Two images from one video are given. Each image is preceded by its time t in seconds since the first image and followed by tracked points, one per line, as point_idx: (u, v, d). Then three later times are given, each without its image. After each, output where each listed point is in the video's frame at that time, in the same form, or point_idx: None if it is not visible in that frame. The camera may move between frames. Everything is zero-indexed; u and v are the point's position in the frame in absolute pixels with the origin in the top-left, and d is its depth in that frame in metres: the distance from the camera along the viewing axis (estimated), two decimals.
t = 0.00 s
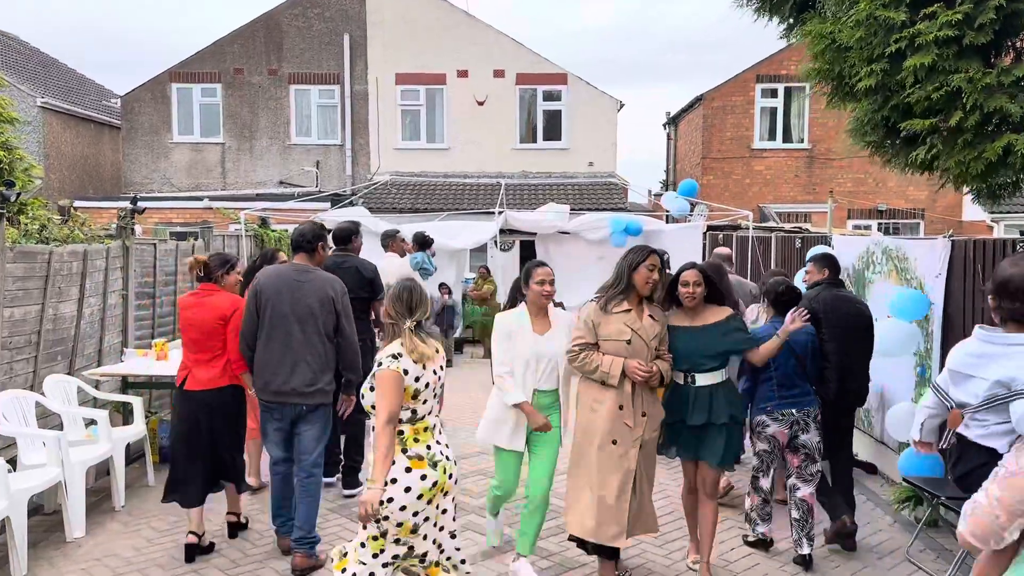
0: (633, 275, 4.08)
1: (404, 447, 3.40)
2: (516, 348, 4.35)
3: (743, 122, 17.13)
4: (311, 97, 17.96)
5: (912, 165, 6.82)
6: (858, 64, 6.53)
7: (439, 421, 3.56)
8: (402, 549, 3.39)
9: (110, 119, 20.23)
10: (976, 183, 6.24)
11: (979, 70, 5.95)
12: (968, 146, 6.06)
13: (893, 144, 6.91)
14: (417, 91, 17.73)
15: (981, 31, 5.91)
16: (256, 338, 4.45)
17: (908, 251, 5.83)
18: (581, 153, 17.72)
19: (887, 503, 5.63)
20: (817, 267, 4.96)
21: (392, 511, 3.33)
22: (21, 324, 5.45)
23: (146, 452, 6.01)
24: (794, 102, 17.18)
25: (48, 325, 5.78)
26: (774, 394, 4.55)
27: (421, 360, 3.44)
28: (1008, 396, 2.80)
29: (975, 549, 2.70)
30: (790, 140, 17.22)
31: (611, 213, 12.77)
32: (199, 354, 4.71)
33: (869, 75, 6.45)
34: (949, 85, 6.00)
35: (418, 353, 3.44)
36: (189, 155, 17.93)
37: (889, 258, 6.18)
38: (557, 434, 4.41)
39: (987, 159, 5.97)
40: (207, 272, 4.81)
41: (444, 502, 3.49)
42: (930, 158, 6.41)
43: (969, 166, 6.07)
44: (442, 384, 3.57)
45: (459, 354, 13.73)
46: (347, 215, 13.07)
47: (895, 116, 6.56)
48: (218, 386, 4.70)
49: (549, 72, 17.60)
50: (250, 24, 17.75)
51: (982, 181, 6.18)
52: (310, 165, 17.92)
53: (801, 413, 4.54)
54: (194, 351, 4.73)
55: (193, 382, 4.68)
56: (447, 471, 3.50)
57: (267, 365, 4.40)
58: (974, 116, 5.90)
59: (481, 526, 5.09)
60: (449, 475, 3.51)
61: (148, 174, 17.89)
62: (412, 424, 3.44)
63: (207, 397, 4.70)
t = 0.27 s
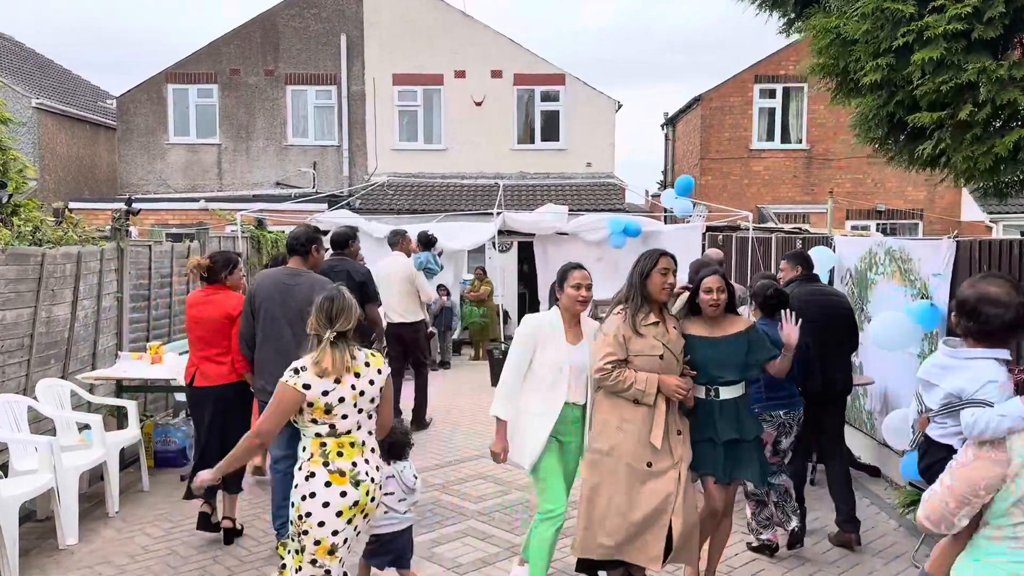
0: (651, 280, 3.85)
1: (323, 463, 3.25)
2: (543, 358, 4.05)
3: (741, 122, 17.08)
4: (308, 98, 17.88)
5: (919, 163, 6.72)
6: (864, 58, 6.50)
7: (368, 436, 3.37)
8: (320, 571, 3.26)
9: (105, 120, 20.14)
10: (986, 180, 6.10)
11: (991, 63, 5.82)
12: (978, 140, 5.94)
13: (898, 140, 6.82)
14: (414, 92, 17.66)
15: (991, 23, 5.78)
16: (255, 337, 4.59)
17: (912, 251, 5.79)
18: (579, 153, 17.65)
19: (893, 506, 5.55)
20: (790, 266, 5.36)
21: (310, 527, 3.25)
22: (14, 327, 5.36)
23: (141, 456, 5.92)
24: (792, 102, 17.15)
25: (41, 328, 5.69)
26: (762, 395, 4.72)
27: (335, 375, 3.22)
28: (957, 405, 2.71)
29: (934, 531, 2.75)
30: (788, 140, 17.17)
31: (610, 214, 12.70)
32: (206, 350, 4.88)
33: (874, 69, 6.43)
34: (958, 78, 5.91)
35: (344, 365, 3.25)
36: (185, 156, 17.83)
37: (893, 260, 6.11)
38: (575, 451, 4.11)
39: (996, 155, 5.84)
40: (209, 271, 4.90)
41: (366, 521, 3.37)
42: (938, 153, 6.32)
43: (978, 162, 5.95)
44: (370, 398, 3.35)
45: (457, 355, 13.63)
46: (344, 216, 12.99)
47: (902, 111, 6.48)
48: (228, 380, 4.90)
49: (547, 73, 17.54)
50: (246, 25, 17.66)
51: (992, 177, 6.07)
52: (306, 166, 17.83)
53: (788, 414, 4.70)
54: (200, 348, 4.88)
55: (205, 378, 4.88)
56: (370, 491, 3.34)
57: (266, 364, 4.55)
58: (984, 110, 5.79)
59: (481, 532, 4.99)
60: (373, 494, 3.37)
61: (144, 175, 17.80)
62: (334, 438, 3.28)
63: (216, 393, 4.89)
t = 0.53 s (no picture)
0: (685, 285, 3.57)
1: (254, 450, 3.38)
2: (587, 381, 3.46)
3: (740, 123, 17.04)
4: (305, 99, 17.80)
5: (926, 163, 6.82)
6: (872, 58, 6.60)
7: (304, 428, 3.42)
8: (266, 553, 3.39)
9: (101, 121, 20.06)
10: (994, 181, 6.22)
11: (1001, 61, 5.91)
12: (985, 141, 6.07)
13: (905, 140, 6.96)
14: (412, 93, 17.60)
15: (1002, 21, 5.86)
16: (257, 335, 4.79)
17: (916, 254, 5.72)
18: (577, 155, 17.60)
19: (896, 510, 5.50)
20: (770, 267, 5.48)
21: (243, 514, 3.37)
22: (6, 330, 5.29)
23: (136, 461, 5.85)
24: (791, 103, 17.13)
25: (34, 332, 5.62)
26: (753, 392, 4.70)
27: (268, 367, 3.29)
28: (945, 375, 3.02)
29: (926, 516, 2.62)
30: (787, 141, 17.13)
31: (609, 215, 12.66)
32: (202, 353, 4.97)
33: (882, 70, 6.53)
34: (966, 78, 6.02)
35: (272, 360, 3.29)
36: (181, 157, 17.76)
37: (896, 261, 6.06)
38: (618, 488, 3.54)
39: (1004, 156, 5.98)
40: (201, 273, 5.01)
41: (304, 509, 3.45)
42: (945, 153, 6.46)
43: (987, 163, 6.08)
44: (303, 395, 3.36)
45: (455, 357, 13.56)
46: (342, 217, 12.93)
47: (909, 112, 6.63)
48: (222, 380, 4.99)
49: (545, 74, 17.49)
50: (243, 26, 17.59)
51: (1001, 179, 6.19)
52: (303, 168, 17.76)
53: (780, 409, 4.72)
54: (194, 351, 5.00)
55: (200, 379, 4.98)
56: (303, 478, 3.42)
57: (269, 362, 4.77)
58: (992, 110, 5.91)
59: (480, 538, 4.92)
60: (307, 483, 3.44)
61: (140, 177, 17.73)
62: (265, 430, 3.38)
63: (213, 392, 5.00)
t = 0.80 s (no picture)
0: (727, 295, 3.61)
1: (210, 445, 3.33)
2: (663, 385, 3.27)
3: (739, 126, 17.01)
4: (303, 101, 17.75)
5: (933, 169, 6.76)
6: (879, 62, 6.46)
7: (262, 419, 3.41)
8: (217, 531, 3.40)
9: (98, 123, 20.00)
10: (1003, 187, 6.13)
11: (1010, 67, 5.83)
12: (996, 149, 5.96)
13: (911, 147, 6.92)
14: (411, 95, 17.57)
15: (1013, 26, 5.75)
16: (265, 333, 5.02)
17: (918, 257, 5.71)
18: (576, 157, 17.56)
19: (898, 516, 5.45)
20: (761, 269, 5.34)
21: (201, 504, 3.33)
22: (0, 334, 5.24)
23: (131, 466, 5.79)
24: (790, 105, 17.12)
25: (29, 335, 5.57)
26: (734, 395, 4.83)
27: (229, 360, 3.32)
28: (924, 366, 3.18)
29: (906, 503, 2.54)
30: (786, 143, 17.10)
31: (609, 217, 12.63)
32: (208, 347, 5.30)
33: (890, 74, 6.37)
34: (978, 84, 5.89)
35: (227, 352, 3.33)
36: (179, 159, 17.71)
37: (898, 264, 6.04)
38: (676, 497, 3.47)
39: (1015, 163, 5.90)
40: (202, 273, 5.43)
41: (258, 502, 3.35)
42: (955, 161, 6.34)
43: (1000, 169, 5.95)
44: (263, 384, 3.38)
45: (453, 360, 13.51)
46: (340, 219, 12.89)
47: (916, 116, 6.49)
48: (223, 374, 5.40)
49: (544, 76, 17.46)
50: (241, 27, 17.53)
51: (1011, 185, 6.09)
52: (302, 170, 17.71)
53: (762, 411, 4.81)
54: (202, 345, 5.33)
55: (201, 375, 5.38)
56: (256, 473, 3.34)
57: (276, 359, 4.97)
58: (996, 119, 5.82)
59: (479, 544, 4.87)
60: (260, 475, 3.35)
61: (137, 179, 17.67)
62: (223, 422, 3.36)
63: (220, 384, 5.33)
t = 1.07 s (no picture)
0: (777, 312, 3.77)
1: (175, 444, 3.61)
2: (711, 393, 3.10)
3: (740, 127, 16.96)
4: (302, 102, 17.71)
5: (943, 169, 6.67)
6: (887, 63, 6.33)
7: (221, 423, 3.63)
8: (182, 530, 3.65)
9: (97, 125, 19.96)
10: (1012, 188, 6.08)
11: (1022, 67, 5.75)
12: (1008, 151, 5.87)
13: (920, 146, 6.81)
14: (410, 96, 17.53)
15: None
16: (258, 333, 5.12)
17: (921, 259, 5.64)
18: (576, 158, 17.51)
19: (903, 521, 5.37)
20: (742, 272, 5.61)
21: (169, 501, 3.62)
22: None
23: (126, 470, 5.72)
24: (791, 106, 17.06)
25: (23, 338, 5.51)
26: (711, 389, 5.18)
27: (188, 367, 3.55)
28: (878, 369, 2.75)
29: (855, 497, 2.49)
30: (787, 145, 17.05)
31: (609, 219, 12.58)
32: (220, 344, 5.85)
33: (898, 76, 6.25)
34: (989, 85, 5.80)
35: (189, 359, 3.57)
36: (178, 161, 17.67)
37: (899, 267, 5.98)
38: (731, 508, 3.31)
39: None
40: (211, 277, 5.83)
41: (216, 500, 3.61)
42: (967, 163, 6.26)
43: (1011, 172, 5.88)
44: (221, 390, 3.60)
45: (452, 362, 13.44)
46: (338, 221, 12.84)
47: (925, 117, 6.41)
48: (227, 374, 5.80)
49: (544, 77, 17.41)
50: (240, 29, 17.49)
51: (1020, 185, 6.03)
52: (301, 172, 17.67)
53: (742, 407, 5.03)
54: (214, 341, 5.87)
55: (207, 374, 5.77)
56: (213, 473, 3.59)
57: (270, 360, 5.05)
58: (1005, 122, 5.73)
59: (477, 550, 4.80)
60: (219, 477, 3.61)
61: (137, 181, 17.64)
62: (187, 424, 3.61)
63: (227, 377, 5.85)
